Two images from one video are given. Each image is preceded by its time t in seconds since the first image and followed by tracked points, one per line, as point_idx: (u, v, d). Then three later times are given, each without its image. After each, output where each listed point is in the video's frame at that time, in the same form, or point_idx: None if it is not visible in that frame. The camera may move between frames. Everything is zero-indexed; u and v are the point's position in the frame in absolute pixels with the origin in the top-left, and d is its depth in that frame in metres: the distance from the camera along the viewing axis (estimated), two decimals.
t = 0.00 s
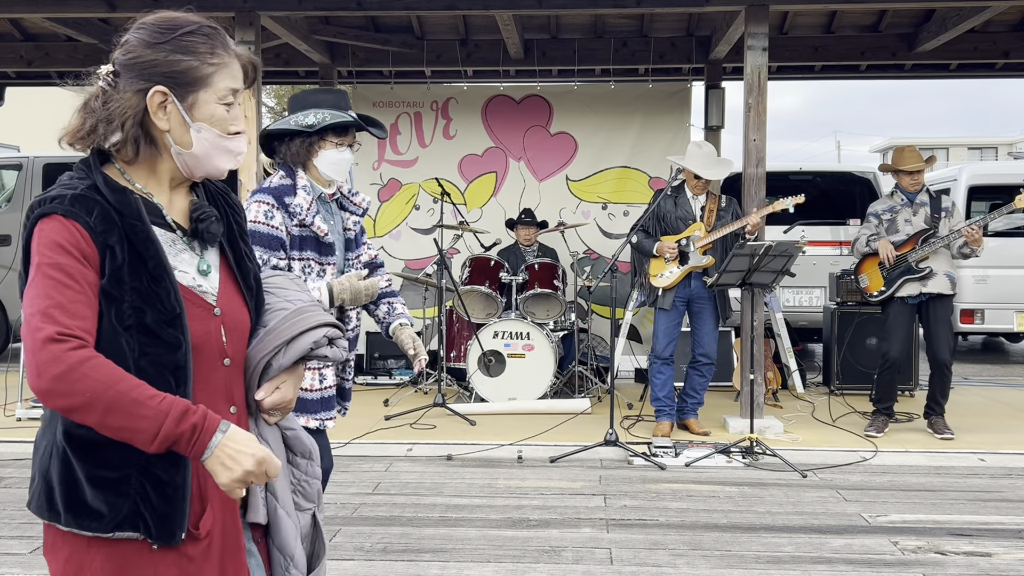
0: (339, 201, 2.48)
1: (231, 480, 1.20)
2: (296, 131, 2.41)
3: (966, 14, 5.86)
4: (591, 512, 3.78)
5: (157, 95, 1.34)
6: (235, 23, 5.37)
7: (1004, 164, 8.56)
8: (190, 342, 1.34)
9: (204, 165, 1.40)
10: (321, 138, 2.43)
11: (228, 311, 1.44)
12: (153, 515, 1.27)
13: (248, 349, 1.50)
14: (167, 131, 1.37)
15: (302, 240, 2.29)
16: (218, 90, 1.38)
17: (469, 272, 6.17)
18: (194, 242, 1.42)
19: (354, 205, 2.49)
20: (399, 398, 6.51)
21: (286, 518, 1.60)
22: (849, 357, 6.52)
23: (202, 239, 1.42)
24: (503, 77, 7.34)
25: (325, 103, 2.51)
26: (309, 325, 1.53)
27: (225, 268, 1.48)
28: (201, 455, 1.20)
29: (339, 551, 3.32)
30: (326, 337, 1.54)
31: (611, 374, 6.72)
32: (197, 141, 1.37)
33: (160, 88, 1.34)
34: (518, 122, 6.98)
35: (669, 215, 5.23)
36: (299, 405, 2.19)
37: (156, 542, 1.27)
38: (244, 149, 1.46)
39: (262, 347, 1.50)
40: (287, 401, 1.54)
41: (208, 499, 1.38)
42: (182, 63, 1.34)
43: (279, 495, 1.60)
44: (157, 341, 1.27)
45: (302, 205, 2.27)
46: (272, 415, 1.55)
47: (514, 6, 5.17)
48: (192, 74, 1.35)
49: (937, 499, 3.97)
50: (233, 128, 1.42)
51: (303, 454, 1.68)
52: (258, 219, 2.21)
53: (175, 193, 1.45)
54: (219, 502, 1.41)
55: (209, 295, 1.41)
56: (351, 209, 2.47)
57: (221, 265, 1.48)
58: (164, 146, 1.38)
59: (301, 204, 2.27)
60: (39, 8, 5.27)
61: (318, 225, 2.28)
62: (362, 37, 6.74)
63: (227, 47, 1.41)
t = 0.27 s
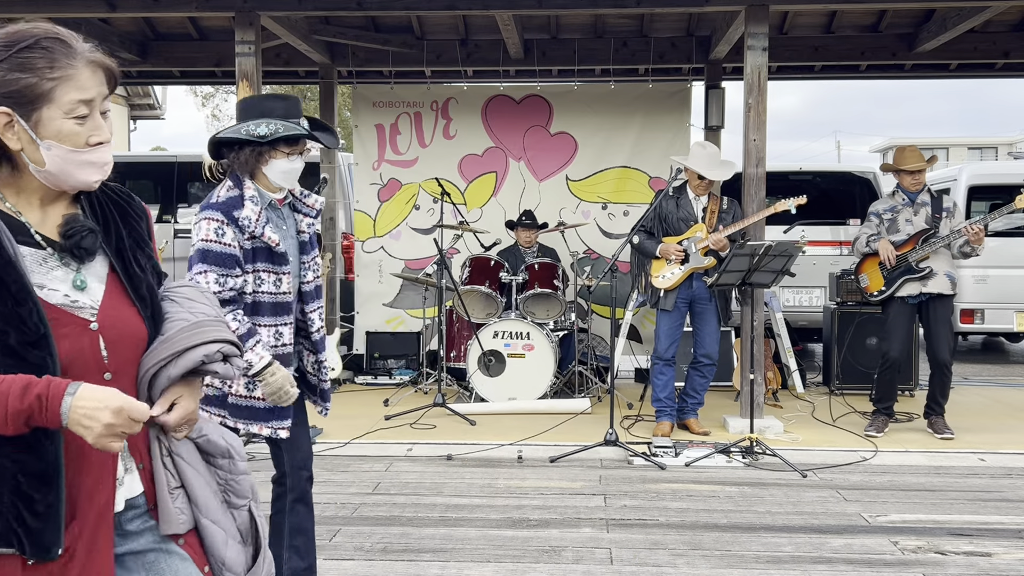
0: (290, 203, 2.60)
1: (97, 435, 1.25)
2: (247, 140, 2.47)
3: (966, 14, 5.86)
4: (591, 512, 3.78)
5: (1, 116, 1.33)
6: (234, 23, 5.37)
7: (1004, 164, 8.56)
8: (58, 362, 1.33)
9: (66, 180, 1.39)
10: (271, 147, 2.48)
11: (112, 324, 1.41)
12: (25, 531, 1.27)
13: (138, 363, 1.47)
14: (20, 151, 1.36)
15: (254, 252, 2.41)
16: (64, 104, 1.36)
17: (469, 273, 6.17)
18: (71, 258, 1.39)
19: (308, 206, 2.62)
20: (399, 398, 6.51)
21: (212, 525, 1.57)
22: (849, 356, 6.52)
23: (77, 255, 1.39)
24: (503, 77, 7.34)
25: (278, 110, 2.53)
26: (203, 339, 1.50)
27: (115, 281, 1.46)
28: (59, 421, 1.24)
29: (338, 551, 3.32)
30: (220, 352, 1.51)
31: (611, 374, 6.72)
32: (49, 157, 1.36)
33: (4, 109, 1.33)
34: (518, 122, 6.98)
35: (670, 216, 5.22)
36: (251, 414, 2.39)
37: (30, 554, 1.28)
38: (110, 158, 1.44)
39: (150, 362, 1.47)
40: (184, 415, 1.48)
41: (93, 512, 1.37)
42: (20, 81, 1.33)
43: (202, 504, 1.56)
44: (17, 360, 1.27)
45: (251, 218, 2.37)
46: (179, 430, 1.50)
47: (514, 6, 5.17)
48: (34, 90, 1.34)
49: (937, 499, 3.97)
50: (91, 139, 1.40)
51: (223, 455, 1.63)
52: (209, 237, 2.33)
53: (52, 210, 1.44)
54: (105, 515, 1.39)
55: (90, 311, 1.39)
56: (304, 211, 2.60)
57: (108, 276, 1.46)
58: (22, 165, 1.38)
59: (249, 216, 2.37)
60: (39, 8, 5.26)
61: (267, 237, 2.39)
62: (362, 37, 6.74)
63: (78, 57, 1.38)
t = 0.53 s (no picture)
0: (269, 204, 2.59)
1: None
2: (223, 147, 2.46)
3: (966, 14, 5.86)
4: (591, 512, 3.78)
5: None
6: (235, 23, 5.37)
7: (1004, 164, 8.56)
8: None
9: None
10: (248, 156, 2.48)
11: (63, 307, 1.48)
12: None
13: (96, 348, 1.53)
14: None
15: (213, 258, 2.40)
16: None
17: (470, 272, 6.17)
18: (10, 248, 1.46)
19: (287, 207, 2.60)
20: (399, 398, 6.51)
21: (191, 514, 1.63)
22: (849, 357, 6.52)
23: (18, 244, 1.46)
24: (503, 77, 7.34)
25: (256, 118, 2.54)
26: (158, 324, 1.57)
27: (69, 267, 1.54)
28: None
29: (338, 551, 3.33)
30: (175, 335, 1.58)
31: (611, 373, 6.72)
32: None
33: None
34: (518, 122, 6.99)
35: (672, 215, 5.21)
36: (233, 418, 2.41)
37: None
38: (33, 147, 1.50)
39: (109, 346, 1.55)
40: (133, 396, 1.54)
41: (57, 501, 1.43)
42: None
43: (183, 494, 1.61)
44: None
45: (211, 221, 2.35)
46: (134, 407, 1.54)
47: (514, 6, 5.17)
48: None
49: (937, 499, 3.97)
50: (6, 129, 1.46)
51: (191, 449, 1.68)
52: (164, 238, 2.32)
53: None
54: (75, 499, 1.45)
55: (39, 298, 1.47)
56: (282, 212, 2.59)
57: (60, 264, 1.53)
58: None
59: (211, 220, 2.35)
60: (39, 8, 5.26)
61: (226, 243, 2.37)
62: (362, 37, 6.75)
63: None
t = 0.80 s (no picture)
0: (267, 210, 2.62)
1: None
2: (221, 147, 2.49)
3: (965, 15, 5.87)
4: (591, 512, 3.78)
5: None
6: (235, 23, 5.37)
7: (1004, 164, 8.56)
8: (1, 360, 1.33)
9: (22, 175, 1.42)
10: (246, 155, 2.51)
11: (78, 319, 1.44)
12: None
13: (107, 363, 1.48)
14: None
15: (217, 261, 2.42)
16: (10, 99, 1.39)
17: (469, 272, 6.17)
18: (32, 257, 1.42)
19: (284, 213, 2.64)
20: (399, 398, 6.51)
21: (191, 537, 1.62)
22: (849, 356, 6.53)
23: (39, 253, 1.42)
24: (503, 77, 7.35)
25: (252, 117, 2.57)
26: (188, 339, 1.57)
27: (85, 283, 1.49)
28: None
29: (338, 551, 3.33)
30: (207, 351, 1.59)
31: (611, 374, 6.72)
32: None
33: None
34: (518, 122, 6.99)
35: (672, 215, 5.21)
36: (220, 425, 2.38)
37: None
38: (65, 152, 1.46)
39: (141, 361, 1.53)
40: (164, 404, 1.53)
41: (60, 514, 1.37)
42: None
43: (185, 516, 1.60)
44: None
45: (214, 223, 2.38)
46: (149, 418, 1.52)
47: (514, 6, 5.17)
48: None
49: (937, 499, 3.97)
50: (40, 134, 1.42)
51: (190, 474, 1.67)
52: (173, 242, 2.33)
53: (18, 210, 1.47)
54: (76, 513, 1.39)
55: (54, 308, 1.42)
56: (280, 217, 2.62)
57: (76, 278, 1.49)
58: None
59: (214, 222, 2.38)
60: (39, 8, 5.26)
61: (228, 244, 2.40)
62: (361, 37, 6.75)
63: (23, 52, 1.41)
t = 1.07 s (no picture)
0: (300, 207, 2.61)
1: None
2: (250, 138, 2.49)
3: (965, 15, 5.87)
4: (591, 512, 3.78)
5: (78, 93, 1.42)
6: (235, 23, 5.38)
7: (1004, 165, 8.56)
8: (79, 350, 1.34)
9: (126, 164, 1.45)
10: (274, 143, 2.51)
11: (150, 319, 1.47)
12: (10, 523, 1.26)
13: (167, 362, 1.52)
14: (87, 129, 1.43)
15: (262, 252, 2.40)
16: (139, 90, 1.45)
17: (469, 272, 6.17)
18: (117, 250, 1.45)
19: (317, 209, 2.62)
20: (399, 398, 6.51)
21: (241, 543, 1.64)
22: (849, 357, 6.53)
23: (125, 245, 1.45)
24: (503, 77, 7.35)
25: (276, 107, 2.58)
26: (251, 339, 1.59)
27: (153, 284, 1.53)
28: None
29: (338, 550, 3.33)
30: (271, 350, 1.61)
31: (610, 374, 6.73)
32: (115, 136, 1.43)
33: (79, 86, 1.42)
34: (518, 122, 6.99)
35: (672, 215, 5.22)
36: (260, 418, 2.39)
37: None
38: (169, 152, 1.52)
39: (210, 366, 1.55)
40: (229, 407, 1.56)
41: (113, 509, 1.39)
42: (103, 64, 1.42)
43: (236, 520, 1.62)
44: (34, 345, 1.28)
45: (257, 212, 2.38)
46: (208, 416, 1.57)
47: (514, 6, 5.17)
48: (112, 73, 1.43)
49: (937, 499, 3.97)
50: (157, 129, 1.48)
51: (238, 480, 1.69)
52: (222, 234, 2.31)
53: (106, 201, 1.50)
54: (127, 509, 1.42)
55: (130, 303, 1.44)
56: (313, 213, 2.60)
57: (146, 277, 1.52)
58: (85, 144, 1.45)
59: (257, 211, 2.38)
60: (39, 9, 5.26)
61: (272, 234, 2.39)
62: (362, 37, 6.76)
63: (156, 52, 1.49)
